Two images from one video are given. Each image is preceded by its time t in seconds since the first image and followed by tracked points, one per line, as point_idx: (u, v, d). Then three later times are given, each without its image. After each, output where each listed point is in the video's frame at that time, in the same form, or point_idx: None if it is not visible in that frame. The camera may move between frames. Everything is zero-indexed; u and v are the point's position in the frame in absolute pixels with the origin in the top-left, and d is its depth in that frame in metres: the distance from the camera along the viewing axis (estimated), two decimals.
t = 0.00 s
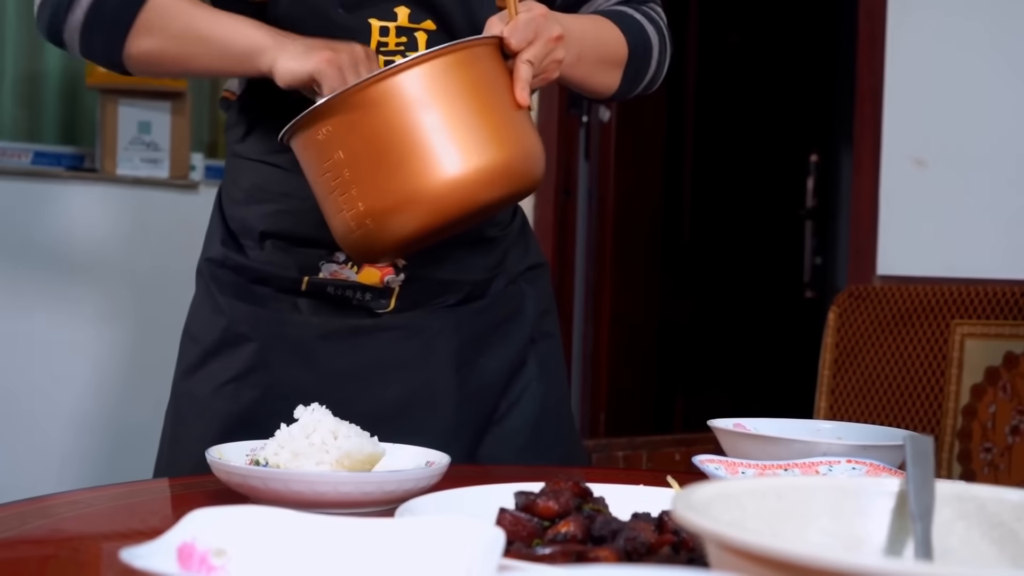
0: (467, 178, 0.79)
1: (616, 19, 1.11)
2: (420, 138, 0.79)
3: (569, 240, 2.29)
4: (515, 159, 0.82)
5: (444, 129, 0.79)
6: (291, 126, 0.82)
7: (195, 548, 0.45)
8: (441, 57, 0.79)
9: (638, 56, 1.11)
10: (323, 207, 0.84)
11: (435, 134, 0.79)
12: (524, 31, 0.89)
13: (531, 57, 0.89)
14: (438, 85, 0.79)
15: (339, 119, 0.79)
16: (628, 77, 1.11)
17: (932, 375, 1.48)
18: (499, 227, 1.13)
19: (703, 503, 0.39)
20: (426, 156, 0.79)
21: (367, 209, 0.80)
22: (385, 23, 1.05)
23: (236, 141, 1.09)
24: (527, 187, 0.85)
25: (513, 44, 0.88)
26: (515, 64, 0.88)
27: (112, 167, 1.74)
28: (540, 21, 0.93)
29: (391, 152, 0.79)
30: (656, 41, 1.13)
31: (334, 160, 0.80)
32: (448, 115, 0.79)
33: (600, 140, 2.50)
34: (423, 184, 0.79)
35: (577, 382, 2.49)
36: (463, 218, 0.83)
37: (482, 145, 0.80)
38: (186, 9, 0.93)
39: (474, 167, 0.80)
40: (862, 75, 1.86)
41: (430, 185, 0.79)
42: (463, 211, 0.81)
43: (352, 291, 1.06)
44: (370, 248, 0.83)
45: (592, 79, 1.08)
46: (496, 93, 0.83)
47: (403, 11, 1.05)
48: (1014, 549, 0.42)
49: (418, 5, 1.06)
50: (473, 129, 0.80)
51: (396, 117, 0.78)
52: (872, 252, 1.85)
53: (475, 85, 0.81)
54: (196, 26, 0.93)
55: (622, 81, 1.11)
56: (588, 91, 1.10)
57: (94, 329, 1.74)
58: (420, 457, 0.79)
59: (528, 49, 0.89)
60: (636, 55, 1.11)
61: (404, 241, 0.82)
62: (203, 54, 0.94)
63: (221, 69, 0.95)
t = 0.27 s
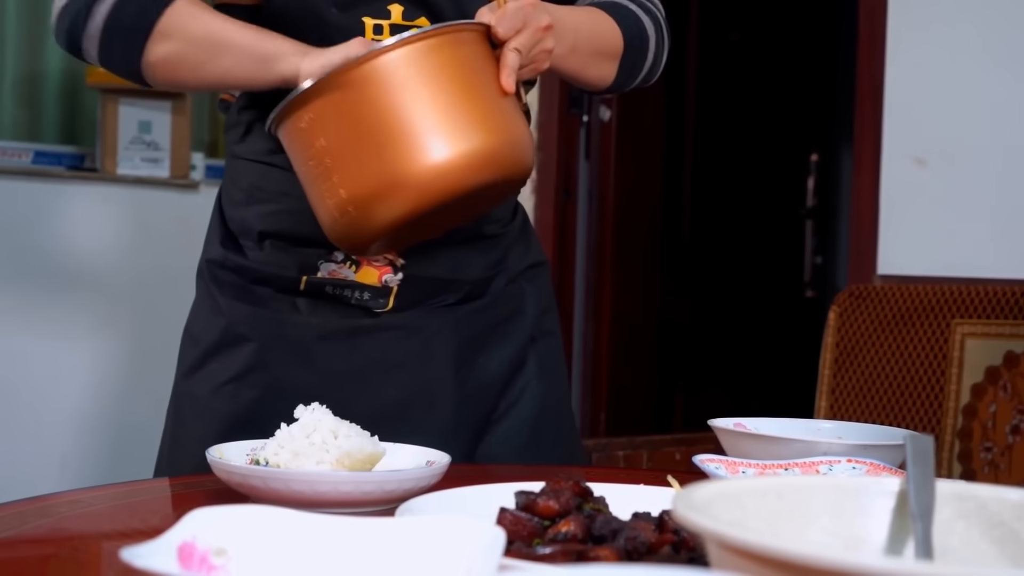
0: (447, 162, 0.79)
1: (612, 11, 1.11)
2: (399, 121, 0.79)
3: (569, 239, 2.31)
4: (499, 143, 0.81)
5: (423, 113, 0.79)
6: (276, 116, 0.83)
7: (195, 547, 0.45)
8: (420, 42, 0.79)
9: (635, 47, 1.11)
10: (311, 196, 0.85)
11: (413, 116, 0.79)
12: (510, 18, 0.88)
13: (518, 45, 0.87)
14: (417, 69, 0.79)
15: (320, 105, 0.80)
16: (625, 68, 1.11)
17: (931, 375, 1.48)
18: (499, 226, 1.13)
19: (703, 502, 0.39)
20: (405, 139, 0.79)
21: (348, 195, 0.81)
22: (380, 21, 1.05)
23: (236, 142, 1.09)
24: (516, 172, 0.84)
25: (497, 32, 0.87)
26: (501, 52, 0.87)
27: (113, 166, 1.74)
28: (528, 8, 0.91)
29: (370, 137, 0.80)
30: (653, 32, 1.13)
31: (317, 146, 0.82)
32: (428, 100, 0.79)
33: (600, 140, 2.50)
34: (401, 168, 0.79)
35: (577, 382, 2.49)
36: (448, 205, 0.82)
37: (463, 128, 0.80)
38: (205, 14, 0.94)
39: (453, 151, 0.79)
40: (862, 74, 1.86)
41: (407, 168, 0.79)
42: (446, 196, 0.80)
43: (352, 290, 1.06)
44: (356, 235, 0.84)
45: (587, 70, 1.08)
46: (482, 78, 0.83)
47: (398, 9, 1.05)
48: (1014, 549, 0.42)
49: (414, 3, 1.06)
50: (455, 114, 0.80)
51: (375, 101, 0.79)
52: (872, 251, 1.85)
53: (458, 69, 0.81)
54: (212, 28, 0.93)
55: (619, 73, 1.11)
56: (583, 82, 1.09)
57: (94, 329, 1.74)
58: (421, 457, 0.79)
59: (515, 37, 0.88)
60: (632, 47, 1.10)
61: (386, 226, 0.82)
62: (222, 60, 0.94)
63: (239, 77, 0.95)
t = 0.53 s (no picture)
0: (449, 160, 0.79)
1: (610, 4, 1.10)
2: (398, 120, 0.79)
3: (568, 239, 2.30)
4: (498, 138, 0.81)
5: (422, 111, 0.79)
6: (274, 122, 0.83)
7: (197, 546, 0.46)
8: (414, 40, 0.79)
9: (632, 41, 1.10)
10: (314, 203, 0.85)
11: (412, 115, 0.79)
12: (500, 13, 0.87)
13: (510, 38, 0.87)
14: (413, 68, 0.79)
15: (317, 109, 0.80)
16: (623, 63, 1.11)
17: (932, 374, 1.48)
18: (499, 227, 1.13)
19: (704, 502, 0.39)
20: (405, 138, 0.79)
21: (352, 198, 0.81)
22: (377, 22, 1.05)
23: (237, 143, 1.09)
24: (517, 166, 0.83)
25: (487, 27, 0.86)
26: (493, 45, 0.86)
27: (113, 165, 1.74)
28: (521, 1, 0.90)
29: (369, 138, 0.79)
30: (651, 26, 1.13)
31: (317, 151, 0.81)
32: (425, 97, 0.79)
33: (600, 139, 2.50)
34: (403, 168, 0.79)
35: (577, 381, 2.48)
36: (450, 204, 0.82)
37: (462, 124, 0.80)
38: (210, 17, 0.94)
39: (454, 148, 0.79)
40: (862, 73, 1.86)
41: (410, 168, 0.79)
42: (448, 195, 0.80)
43: (353, 290, 1.06)
44: (361, 239, 0.83)
45: (584, 64, 1.07)
46: (477, 73, 0.82)
47: (395, 10, 1.05)
48: (1014, 549, 0.42)
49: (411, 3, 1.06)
50: (453, 110, 0.80)
51: (373, 102, 0.79)
52: (872, 251, 1.85)
53: (452, 65, 0.81)
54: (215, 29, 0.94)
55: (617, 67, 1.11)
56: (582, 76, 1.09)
57: (95, 329, 1.74)
58: (422, 456, 0.79)
59: (506, 31, 0.87)
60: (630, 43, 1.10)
61: (390, 228, 0.82)
62: (223, 62, 0.94)
63: (242, 80, 0.94)
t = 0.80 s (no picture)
0: (465, 187, 0.79)
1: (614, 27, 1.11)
2: (414, 151, 0.79)
3: (569, 240, 2.30)
4: (512, 160, 0.81)
5: (437, 139, 0.79)
6: (287, 157, 0.83)
7: (197, 547, 0.45)
8: (424, 68, 0.79)
9: (636, 63, 1.11)
10: (331, 234, 0.85)
11: (427, 145, 0.79)
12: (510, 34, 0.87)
13: (520, 58, 0.87)
14: (425, 96, 0.79)
15: (331, 143, 0.80)
16: (627, 86, 1.11)
17: (932, 374, 1.48)
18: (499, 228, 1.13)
19: (705, 502, 0.39)
20: (422, 168, 0.79)
21: (370, 229, 0.81)
22: (383, 54, 1.04)
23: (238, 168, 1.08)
24: (532, 187, 0.84)
25: (499, 49, 0.86)
26: (504, 67, 0.87)
27: (114, 165, 1.74)
28: (528, 22, 0.91)
29: (386, 170, 0.79)
30: (655, 48, 1.14)
31: (333, 183, 0.81)
32: (440, 125, 0.79)
33: (600, 140, 2.50)
34: (422, 197, 0.79)
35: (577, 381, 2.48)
36: (467, 229, 0.82)
37: (478, 151, 0.80)
38: (180, 38, 0.94)
39: (470, 175, 0.79)
40: (863, 75, 1.86)
41: (428, 198, 0.79)
42: (465, 221, 0.80)
43: (353, 314, 1.06)
44: (380, 269, 0.83)
45: (587, 85, 1.08)
46: (487, 97, 0.82)
47: (399, 44, 1.04)
48: (1015, 549, 0.42)
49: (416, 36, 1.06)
50: (467, 136, 0.80)
51: (387, 133, 0.78)
52: (873, 251, 1.85)
53: (464, 91, 0.81)
54: (188, 49, 0.93)
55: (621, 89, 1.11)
56: (585, 97, 1.09)
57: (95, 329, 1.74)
58: (422, 456, 0.79)
59: (516, 51, 0.87)
60: (633, 66, 1.11)
61: (409, 257, 0.82)
62: (202, 85, 0.93)
63: (222, 98, 0.94)
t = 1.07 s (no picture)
0: (503, 215, 0.79)
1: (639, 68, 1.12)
2: (450, 182, 0.79)
3: (569, 240, 2.30)
4: (547, 188, 0.82)
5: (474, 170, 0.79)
6: (319, 198, 0.82)
7: (198, 548, 0.45)
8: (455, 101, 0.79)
9: (661, 101, 1.12)
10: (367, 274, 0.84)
11: (462, 176, 0.79)
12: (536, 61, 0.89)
13: (548, 84, 0.89)
14: (458, 128, 0.79)
15: (368, 183, 0.79)
16: (653, 127, 1.12)
17: (932, 374, 1.47)
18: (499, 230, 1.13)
19: (705, 503, 0.39)
20: (462, 202, 0.79)
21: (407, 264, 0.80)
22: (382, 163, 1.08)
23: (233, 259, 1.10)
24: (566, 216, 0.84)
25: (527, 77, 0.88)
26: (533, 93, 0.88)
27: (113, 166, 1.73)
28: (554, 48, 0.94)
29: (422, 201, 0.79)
30: (678, 88, 1.15)
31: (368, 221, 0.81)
32: (475, 157, 0.79)
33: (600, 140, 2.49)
34: (463, 231, 0.79)
35: (577, 381, 2.47)
36: (508, 259, 0.82)
37: (513, 180, 0.80)
38: (169, 83, 0.95)
39: (508, 203, 0.79)
40: (862, 78, 1.85)
41: (468, 227, 0.79)
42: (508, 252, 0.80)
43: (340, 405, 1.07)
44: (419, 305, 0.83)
45: (614, 121, 1.08)
46: (515, 125, 0.83)
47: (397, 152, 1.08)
48: (1016, 550, 0.42)
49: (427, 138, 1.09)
50: (501, 166, 0.80)
51: (421, 165, 0.78)
52: (874, 251, 1.84)
53: (494, 121, 0.81)
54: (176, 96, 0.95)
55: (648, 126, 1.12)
56: (608, 134, 1.09)
57: (95, 331, 1.74)
58: (422, 457, 0.79)
59: (544, 77, 0.89)
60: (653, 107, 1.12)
61: (450, 291, 0.81)
62: (197, 130, 0.95)
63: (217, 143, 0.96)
